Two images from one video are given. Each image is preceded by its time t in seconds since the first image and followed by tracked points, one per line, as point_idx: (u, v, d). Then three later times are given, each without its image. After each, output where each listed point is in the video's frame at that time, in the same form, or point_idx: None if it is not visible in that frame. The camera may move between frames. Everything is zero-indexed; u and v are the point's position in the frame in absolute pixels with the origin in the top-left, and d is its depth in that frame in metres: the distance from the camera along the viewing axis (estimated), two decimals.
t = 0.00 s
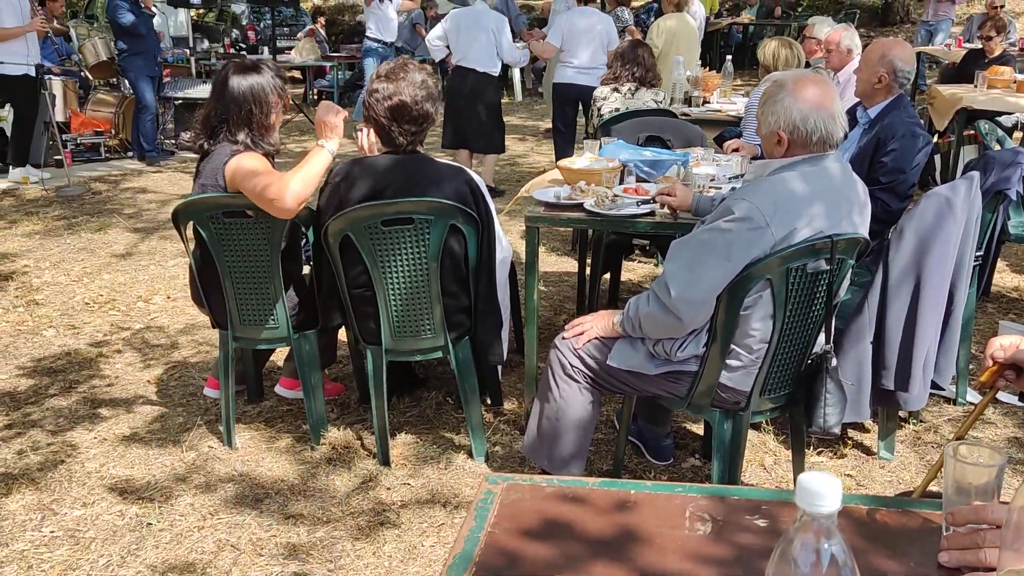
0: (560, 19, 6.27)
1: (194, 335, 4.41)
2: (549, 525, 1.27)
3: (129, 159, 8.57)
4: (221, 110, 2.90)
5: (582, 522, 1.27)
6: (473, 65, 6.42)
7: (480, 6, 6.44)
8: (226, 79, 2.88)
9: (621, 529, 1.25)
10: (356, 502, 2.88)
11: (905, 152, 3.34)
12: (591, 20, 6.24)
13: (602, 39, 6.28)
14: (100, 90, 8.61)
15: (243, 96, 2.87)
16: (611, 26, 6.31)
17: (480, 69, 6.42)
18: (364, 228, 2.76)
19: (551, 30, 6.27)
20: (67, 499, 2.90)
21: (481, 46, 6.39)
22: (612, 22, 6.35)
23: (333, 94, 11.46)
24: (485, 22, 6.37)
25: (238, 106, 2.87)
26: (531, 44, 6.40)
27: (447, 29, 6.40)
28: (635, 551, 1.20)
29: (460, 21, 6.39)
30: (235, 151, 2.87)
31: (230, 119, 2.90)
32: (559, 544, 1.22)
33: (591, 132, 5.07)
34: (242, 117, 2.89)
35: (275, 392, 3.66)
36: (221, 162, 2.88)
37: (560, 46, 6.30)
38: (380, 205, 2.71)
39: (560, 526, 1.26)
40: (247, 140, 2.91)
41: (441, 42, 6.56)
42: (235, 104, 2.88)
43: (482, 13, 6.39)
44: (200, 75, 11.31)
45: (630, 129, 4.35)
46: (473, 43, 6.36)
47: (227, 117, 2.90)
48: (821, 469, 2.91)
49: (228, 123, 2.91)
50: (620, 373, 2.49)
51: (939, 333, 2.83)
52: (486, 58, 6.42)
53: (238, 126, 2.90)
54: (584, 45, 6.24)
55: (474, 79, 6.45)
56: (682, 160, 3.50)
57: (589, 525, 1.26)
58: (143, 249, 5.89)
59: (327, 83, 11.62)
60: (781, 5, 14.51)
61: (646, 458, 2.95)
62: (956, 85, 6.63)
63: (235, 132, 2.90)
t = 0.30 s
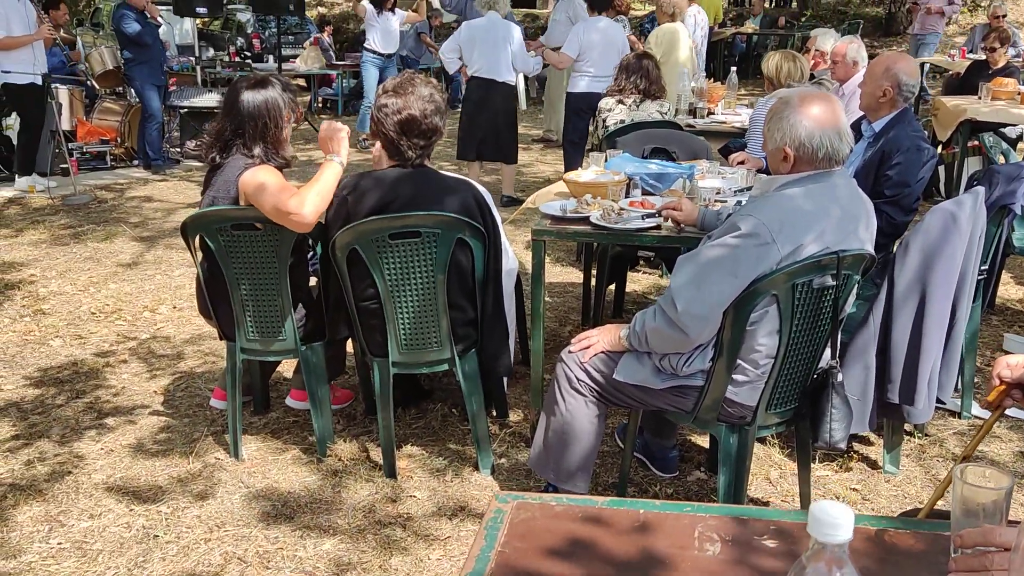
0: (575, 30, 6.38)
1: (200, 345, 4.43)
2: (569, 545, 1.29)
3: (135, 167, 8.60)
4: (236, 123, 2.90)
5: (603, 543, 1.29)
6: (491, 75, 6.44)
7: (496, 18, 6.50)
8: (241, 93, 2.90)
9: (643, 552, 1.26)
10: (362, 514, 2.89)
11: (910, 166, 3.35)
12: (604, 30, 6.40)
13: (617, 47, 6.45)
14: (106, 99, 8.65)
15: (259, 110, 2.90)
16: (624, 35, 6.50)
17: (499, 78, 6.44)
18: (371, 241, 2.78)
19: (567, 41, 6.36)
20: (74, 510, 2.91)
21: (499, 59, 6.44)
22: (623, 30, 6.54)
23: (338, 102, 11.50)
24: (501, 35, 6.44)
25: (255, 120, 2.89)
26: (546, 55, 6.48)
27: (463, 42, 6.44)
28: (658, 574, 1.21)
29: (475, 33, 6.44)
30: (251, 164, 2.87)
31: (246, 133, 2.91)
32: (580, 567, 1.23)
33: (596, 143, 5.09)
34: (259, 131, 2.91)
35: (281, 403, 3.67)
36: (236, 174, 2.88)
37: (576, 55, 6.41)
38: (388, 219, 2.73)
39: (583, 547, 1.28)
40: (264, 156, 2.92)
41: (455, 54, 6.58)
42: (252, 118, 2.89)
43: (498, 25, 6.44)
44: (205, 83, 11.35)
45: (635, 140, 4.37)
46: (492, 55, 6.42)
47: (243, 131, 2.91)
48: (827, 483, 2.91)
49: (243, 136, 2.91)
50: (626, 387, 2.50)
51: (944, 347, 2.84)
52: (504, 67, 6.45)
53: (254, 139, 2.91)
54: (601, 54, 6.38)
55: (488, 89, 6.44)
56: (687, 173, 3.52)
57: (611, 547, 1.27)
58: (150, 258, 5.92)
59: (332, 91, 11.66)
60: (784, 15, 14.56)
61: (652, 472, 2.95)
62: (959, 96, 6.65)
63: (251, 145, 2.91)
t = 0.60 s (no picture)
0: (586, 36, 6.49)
1: (203, 352, 4.45)
2: (574, 556, 1.31)
3: (138, 173, 8.63)
4: (242, 133, 2.93)
5: (608, 554, 1.30)
6: (504, 83, 6.47)
7: (508, 25, 6.52)
8: (248, 103, 2.93)
9: (648, 561, 1.28)
10: (365, 522, 2.90)
11: (910, 175, 3.37)
12: (613, 34, 6.52)
13: (625, 51, 6.60)
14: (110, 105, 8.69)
15: (265, 120, 2.93)
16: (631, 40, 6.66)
17: (511, 86, 6.48)
18: (374, 250, 2.80)
19: (577, 46, 6.46)
20: (78, 517, 2.93)
21: (511, 67, 6.46)
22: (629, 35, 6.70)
23: (340, 108, 11.53)
24: (514, 42, 6.46)
25: (261, 129, 2.92)
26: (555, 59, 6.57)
27: (476, 50, 6.46)
28: None
29: (488, 42, 6.46)
30: (256, 173, 2.89)
31: (251, 142, 2.93)
32: None
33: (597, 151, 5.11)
34: (264, 141, 2.93)
35: (284, 410, 3.69)
36: (240, 184, 2.90)
37: (585, 61, 6.52)
38: (391, 228, 2.74)
39: (589, 559, 1.29)
40: (268, 165, 2.93)
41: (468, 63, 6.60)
42: (257, 128, 2.92)
43: (510, 31, 6.46)
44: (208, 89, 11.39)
45: (636, 149, 4.40)
46: (505, 62, 6.44)
47: (249, 141, 2.93)
48: (827, 492, 2.93)
49: (248, 146, 2.93)
50: (629, 396, 2.52)
51: (945, 357, 2.86)
52: (516, 75, 6.48)
53: (258, 148, 2.93)
54: (610, 60, 6.52)
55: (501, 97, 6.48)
56: (689, 183, 3.54)
57: (615, 557, 1.29)
58: (153, 264, 5.94)
59: (334, 97, 11.70)
60: (784, 23, 14.61)
61: (653, 479, 2.97)
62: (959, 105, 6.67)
63: (255, 154, 2.93)
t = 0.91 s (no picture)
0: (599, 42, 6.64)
1: (204, 357, 4.47)
2: (576, 561, 1.33)
3: (141, 176, 8.66)
4: (251, 142, 2.95)
5: (610, 560, 1.33)
6: (518, 88, 6.50)
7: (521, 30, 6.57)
8: (256, 111, 2.96)
9: (648, 568, 1.30)
10: (364, 528, 2.92)
11: (909, 183, 3.39)
12: (623, 42, 6.68)
13: (634, 58, 6.77)
14: (113, 109, 8.71)
15: (274, 129, 2.95)
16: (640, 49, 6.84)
17: (524, 92, 6.52)
18: (375, 258, 2.81)
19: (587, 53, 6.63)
20: (80, 522, 2.94)
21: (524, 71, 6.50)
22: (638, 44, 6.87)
23: (342, 111, 11.56)
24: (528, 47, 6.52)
25: (269, 138, 2.94)
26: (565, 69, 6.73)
27: (491, 54, 6.47)
28: None
29: (501, 47, 6.48)
30: (265, 183, 2.91)
31: (260, 151, 2.95)
32: None
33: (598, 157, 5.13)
34: (272, 150, 2.95)
35: (286, 416, 3.70)
36: (248, 192, 2.91)
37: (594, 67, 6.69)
38: (392, 236, 2.76)
39: (589, 563, 1.32)
40: (276, 174, 2.96)
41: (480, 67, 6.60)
42: (266, 137, 2.94)
43: (525, 37, 6.53)
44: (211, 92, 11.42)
45: (638, 155, 4.41)
46: (519, 66, 6.48)
47: (257, 149, 2.95)
48: (825, 499, 2.94)
49: (257, 155, 2.95)
50: (628, 404, 2.53)
51: (943, 365, 2.87)
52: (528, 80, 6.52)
53: (267, 157, 2.95)
54: (618, 67, 6.71)
55: (513, 103, 6.51)
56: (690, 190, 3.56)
57: (614, 566, 1.31)
58: (155, 268, 5.96)
59: (336, 101, 11.73)
60: (786, 28, 14.64)
61: (653, 486, 2.98)
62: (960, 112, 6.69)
63: (264, 163, 2.95)
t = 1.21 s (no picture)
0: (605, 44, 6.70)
1: (207, 356, 4.47)
2: (580, 560, 1.34)
3: (144, 175, 8.66)
4: (262, 141, 2.96)
5: (614, 560, 1.33)
6: (530, 88, 6.49)
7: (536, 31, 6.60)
8: (267, 110, 2.97)
9: (650, 568, 1.31)
10: (367, 527, 2.92)
11: (912, 185, 3.39)
12: (630, 44, 6.71)
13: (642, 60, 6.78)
14: (117, 108, 8.73)
15: (286, 128, 2.97)
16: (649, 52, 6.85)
17: (537, 93, 6.52)
18: (379, 258, 2.82)
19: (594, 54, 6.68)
20: (84, 520, 2.95)
21: (537, 71, 6.50)
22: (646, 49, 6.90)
23: (345, 110, 11.57)
24: (543, 50, 6.56)
25: (281, 137, 2.96)
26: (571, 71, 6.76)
27: (507, 52, 6.47)
28: None
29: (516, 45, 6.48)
30: (277, 182, 2.92)
31: (272, 151, 2.96)
32: None
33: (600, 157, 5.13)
34: (284, 150, 2.96)
35: (289, 415, 3.71)
36: (260, 192, 2.92)
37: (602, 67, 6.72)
38: (395, 236, 2.76)
39: (594, 562, 1.33)
40: (287, 173, 2.97)
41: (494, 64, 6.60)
42: (278, 136, 2.95)
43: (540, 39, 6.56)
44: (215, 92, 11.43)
45: (641, 156, 4.40)
46: (533, 66, 6.47)
47: (268, 148, 2.96)
48: (828, 500, 2.94)
49: (268, 154, 2.96)
50: (630, 404, 2.54)
51: (946, 366, 2.87)
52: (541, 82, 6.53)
53: (278, 156, 2.96)
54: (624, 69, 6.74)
55: (523, 103, 6.51)
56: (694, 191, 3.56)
57: (617, 566, 1.31)
58: (159, 267, 5.96)
59: (340, 100, 11.74)
60: (789, 28, 14.63)
61: (655, 486, 2.99)
62: (964, 113, 6.69)
63: (275, 163, 2.96)
